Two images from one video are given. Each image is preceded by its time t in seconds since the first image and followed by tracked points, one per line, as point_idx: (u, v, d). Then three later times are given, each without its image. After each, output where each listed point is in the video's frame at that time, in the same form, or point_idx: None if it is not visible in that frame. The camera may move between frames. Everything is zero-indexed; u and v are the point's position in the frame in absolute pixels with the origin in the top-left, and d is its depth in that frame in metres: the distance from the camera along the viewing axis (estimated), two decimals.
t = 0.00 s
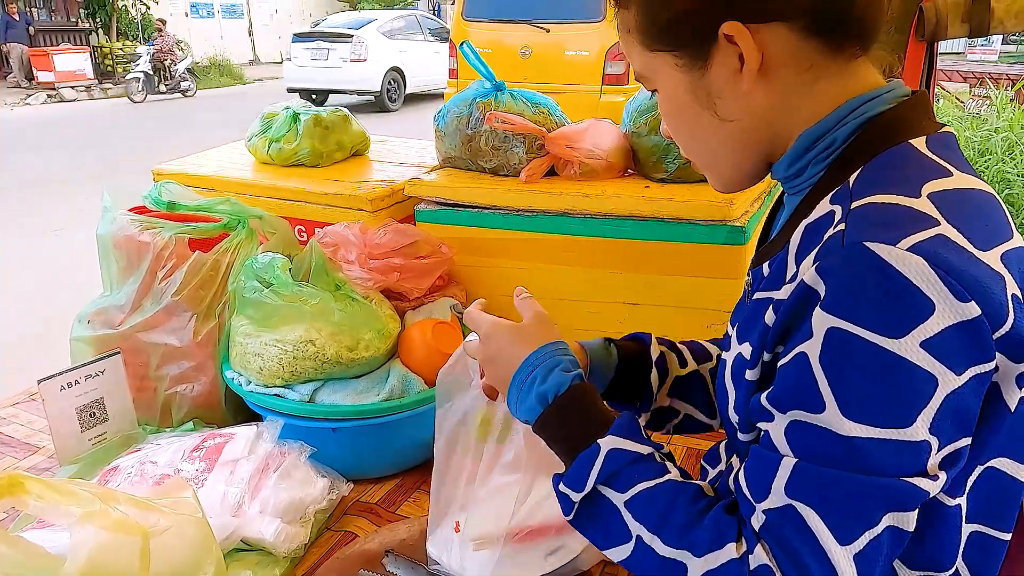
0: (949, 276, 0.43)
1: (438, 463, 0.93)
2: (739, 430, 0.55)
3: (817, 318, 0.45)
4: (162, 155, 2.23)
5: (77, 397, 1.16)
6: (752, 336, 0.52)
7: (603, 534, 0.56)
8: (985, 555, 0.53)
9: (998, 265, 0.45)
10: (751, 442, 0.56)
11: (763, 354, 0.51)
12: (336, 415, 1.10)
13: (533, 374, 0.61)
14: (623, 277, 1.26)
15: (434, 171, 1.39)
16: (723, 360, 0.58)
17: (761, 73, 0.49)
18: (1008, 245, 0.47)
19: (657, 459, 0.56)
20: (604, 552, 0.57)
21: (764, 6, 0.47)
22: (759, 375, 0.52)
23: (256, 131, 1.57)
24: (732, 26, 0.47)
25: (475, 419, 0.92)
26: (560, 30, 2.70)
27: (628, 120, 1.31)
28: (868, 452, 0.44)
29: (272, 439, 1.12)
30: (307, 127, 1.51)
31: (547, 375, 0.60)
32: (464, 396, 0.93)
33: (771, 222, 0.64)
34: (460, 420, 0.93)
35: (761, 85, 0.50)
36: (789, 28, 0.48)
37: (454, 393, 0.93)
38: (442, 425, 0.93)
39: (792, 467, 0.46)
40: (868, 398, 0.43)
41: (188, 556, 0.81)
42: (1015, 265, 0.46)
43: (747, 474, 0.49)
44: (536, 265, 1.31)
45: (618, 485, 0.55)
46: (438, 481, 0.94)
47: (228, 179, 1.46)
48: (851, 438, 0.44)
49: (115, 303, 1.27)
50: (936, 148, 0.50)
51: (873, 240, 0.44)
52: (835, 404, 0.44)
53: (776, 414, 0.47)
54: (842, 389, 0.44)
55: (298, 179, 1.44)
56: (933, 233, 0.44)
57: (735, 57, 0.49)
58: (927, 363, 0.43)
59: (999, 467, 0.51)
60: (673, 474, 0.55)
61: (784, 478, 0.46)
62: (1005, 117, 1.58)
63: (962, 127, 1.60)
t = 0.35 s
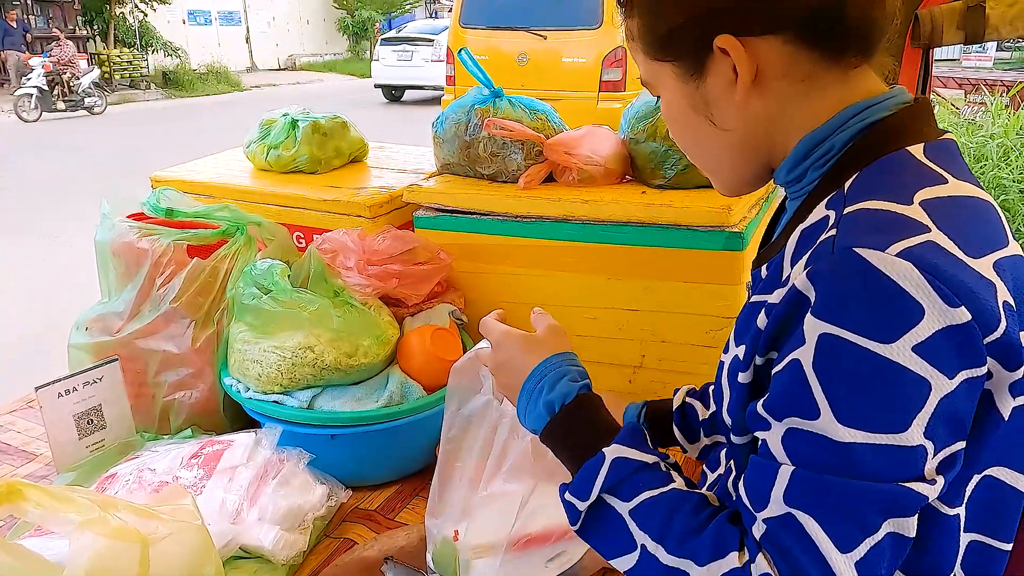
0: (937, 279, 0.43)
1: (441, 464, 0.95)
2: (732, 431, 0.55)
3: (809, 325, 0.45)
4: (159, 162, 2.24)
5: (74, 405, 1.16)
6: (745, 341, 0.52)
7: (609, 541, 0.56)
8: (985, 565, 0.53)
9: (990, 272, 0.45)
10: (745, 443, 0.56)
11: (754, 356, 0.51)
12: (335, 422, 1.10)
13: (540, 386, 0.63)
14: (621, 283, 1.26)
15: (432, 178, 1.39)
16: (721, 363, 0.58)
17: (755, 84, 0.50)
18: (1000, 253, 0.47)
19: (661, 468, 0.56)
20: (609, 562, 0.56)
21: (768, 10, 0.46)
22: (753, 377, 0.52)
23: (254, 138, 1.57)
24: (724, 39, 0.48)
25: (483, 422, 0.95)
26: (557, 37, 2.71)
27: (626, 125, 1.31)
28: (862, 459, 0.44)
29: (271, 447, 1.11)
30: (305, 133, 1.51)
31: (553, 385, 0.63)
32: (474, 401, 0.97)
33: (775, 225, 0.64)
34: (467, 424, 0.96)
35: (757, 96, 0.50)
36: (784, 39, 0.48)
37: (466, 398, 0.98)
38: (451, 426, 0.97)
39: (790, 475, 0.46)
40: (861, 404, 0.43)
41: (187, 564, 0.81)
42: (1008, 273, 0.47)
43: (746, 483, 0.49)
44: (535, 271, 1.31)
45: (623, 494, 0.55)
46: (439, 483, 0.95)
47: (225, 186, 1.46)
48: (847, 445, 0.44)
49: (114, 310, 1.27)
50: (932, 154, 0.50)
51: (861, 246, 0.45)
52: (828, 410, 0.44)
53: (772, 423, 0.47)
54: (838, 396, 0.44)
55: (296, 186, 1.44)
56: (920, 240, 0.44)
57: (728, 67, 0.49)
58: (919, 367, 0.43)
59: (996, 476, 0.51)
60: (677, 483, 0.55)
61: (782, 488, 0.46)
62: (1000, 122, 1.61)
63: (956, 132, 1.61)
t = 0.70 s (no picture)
0: (955, 294, 0.42)
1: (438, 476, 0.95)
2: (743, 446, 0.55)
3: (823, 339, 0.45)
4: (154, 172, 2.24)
5: (66, 418, 1.15)
6: (756, 354, 0.52)
7: (613, 554, 0.55)
8: None
9: (1005, 286, 0.44)
10: (756, 458, 0.55)
11: (767, 371, 0.51)
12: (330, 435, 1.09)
13: (546, 396, 0.63)
14: (618, 294, 1.26)
15: (427, 189, 1.39)
16: (727, 375, 0.58)
17: (769, 92, 0.49)
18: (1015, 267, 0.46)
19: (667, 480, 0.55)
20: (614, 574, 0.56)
21: (767, 17, 0.47)
22: (765, 392, 0.51)
23: (248, 149, 1.57)
24: (739, 45, 0.48)
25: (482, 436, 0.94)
26: (550, 48, 2.72)
27: (622, 136, 1.32)
28: (876, 475, 0.43)
29: (265, 460, 1.10)
30: (299, 144, 1.51)
31: (559, 396, 0.62)
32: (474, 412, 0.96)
33: (780, 237, 0.63)
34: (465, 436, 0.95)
35: (770, 103, 0.50)
36: (799, 45, 0.48)
37: (466, 409, 0.96)
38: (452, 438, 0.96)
39: (802, 490, 0.46)
40: (876, 419, 0.43)
41: None
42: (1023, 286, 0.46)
43: (756, 497, 0.49)
44: (532, 282, 1.30)
45: (629, 506, 0.54)
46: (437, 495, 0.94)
47: (219, 197, 1.45)
48: (861, 461, 0.44)
49: (106, 322, 1.26)
50: (944, 166, 0.49)
51: (876, 258, 0.44)
52: (842, 426, 0.44)
53: (784, 436, 0.47)
54: (853, 411, 0.44)
55: (291, 197, 1.44)
56: (939, 254, 0.44)
57: (743, 75, 0.49)
58: (935, 383, 0.42)
59: (1007, 491, 0.50)
60: (683, 495, 0.55)
61: (792, 503, 0.46)
62: (991, 132, 1.62)
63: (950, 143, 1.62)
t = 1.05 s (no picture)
0: (966, 325, 0.42)
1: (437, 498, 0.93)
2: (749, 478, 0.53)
3: (826, 366, 0.44)
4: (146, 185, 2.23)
5: (54, 434, 1.13)
6: (760, 383, 0.51)
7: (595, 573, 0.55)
8: None
9: (1018, 311, 0.44)
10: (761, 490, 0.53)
11: (772, 400, 0.50)
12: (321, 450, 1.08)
13: (530, 404, 0.60)
14: (612, 306, 1.25)
15: (419, 201, 1.38)
16: (728, 404, 0.58)
17: (773, 98, 0.49)
18: None
19: (654, 498, 0.55)
20: None
21: (761, 25, 0.47)
22: (769, 425, 0.51)
23: (239, 162, 1.56)
24: (743, 47, 0.47)
25: (481, 452, 0.90)
26: (542, 61, 2.73)
27: (614, 148, 1.31)
28: (875, 510, 0.43)
29: (255, 475, 1.09)
30: (291, 157, 1.50)
31: (545, 405, 0.59)
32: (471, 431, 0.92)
33: (771, 260, 0.63)
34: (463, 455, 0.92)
35: (774, 109, 0.49)
36: (802, 47, 0.48)
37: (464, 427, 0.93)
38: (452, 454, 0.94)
39: (794, 518, 0.45)
40: (879, 454, 0.43)
41: None
42: None
43: (747, 523, 0.48)
44: (525, 295, 1.30)
45: (612, 524, 0.54)
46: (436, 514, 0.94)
47: (209, 210, 1.44)
48: (861, 495, 0.43)
49: (94, 336, 1.24)
50: (947, 182, 0.49)
51: (886, 286, 0.43)
52: (843, 459, 0.43)
53: (781, 462, 0.47)
54: (856, 444, 0.43)
55: (281, 209, 1.43)
56: (951, 280, 0.43)
57: (745, 80, 0.48)
58: (941, 417, 0.42)
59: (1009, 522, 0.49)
60: (670, 515, 0.54)
61: (783, 531, 0.46)
62: (980, 143, 1.64)
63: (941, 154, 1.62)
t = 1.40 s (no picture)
0: (920, 354, 0.41)
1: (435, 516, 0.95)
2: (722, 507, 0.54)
3: (782, 400, 0.44)
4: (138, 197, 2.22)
5: (40, 448, 1.12)
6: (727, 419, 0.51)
7: None
8: None
9: (983, 339, 0.43)
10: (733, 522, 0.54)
11: (738, 438, 0.50)
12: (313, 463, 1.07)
13: (511, 445, 0.62)
14: (604, 317, 1.25)
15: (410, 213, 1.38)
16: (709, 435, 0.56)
17: (737, 114, 0.49)
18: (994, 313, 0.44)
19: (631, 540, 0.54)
20: None
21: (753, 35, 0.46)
22: (737, 460, 0.51)
23: (230, 174, 1.56)
24: (704, 62, 0.47)
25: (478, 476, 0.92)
26: (535, 73, 2.73)
27: (606, 159, 1.32)
28: (838, 548, 0.43)
29: (244, 489, 1.07)
30: (282, 169, 1.50)
31: (524, 444, 0.62)
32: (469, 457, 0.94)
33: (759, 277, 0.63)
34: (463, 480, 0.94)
35: (739, 125, 0.49)
36: (765, 64, 0.47)
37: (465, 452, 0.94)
38: (460, 477, 0.95)
39: (760, 559, 0.46)
40: (837, 490, 0.43)
41: None
42: (1007, 344, 0.44)
43: (719, 564, 0.49)
44: (516, 307, 1.29)
45: (586, 564, 0.53)
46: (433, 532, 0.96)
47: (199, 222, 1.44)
48: (822, 533, 0.43)
49: (82, 349, 1.23)
50: (916, 204, 0.48)
51: (834, 315, 0.43)
52: (800, 497, 0.44)
53: (747, 502, 0.47)
54: (812, 481, 0.43)
55: (272, 221, 1.42)
56: (905, 307, 0.42)
57: (708, 96, 0.48)
58: (899, 451, 0.42)
59: (1003, 546, 0.48)
60: (647, 556, 0.52)
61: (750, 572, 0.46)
62: (968, 155, 1.66)
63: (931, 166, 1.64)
